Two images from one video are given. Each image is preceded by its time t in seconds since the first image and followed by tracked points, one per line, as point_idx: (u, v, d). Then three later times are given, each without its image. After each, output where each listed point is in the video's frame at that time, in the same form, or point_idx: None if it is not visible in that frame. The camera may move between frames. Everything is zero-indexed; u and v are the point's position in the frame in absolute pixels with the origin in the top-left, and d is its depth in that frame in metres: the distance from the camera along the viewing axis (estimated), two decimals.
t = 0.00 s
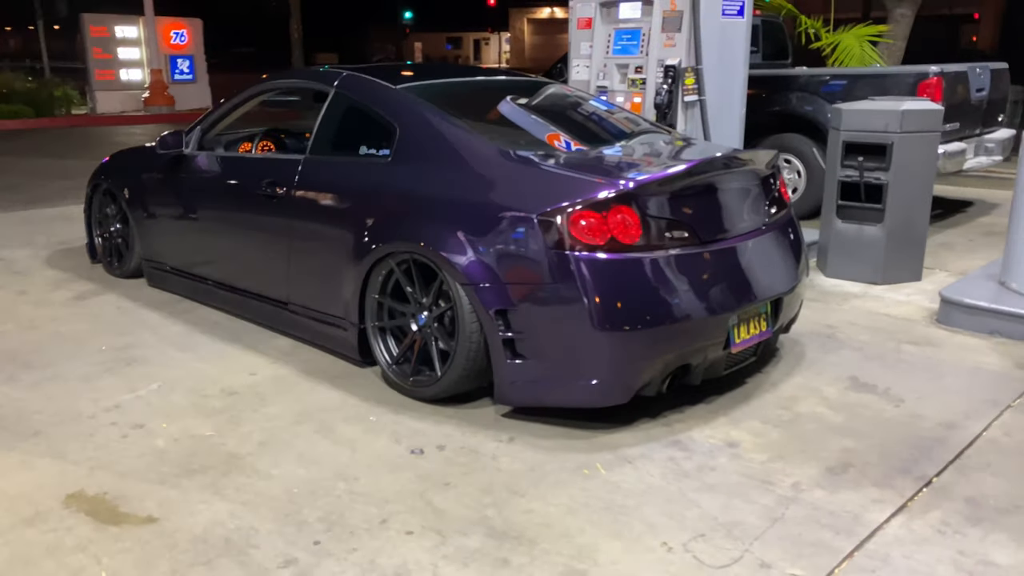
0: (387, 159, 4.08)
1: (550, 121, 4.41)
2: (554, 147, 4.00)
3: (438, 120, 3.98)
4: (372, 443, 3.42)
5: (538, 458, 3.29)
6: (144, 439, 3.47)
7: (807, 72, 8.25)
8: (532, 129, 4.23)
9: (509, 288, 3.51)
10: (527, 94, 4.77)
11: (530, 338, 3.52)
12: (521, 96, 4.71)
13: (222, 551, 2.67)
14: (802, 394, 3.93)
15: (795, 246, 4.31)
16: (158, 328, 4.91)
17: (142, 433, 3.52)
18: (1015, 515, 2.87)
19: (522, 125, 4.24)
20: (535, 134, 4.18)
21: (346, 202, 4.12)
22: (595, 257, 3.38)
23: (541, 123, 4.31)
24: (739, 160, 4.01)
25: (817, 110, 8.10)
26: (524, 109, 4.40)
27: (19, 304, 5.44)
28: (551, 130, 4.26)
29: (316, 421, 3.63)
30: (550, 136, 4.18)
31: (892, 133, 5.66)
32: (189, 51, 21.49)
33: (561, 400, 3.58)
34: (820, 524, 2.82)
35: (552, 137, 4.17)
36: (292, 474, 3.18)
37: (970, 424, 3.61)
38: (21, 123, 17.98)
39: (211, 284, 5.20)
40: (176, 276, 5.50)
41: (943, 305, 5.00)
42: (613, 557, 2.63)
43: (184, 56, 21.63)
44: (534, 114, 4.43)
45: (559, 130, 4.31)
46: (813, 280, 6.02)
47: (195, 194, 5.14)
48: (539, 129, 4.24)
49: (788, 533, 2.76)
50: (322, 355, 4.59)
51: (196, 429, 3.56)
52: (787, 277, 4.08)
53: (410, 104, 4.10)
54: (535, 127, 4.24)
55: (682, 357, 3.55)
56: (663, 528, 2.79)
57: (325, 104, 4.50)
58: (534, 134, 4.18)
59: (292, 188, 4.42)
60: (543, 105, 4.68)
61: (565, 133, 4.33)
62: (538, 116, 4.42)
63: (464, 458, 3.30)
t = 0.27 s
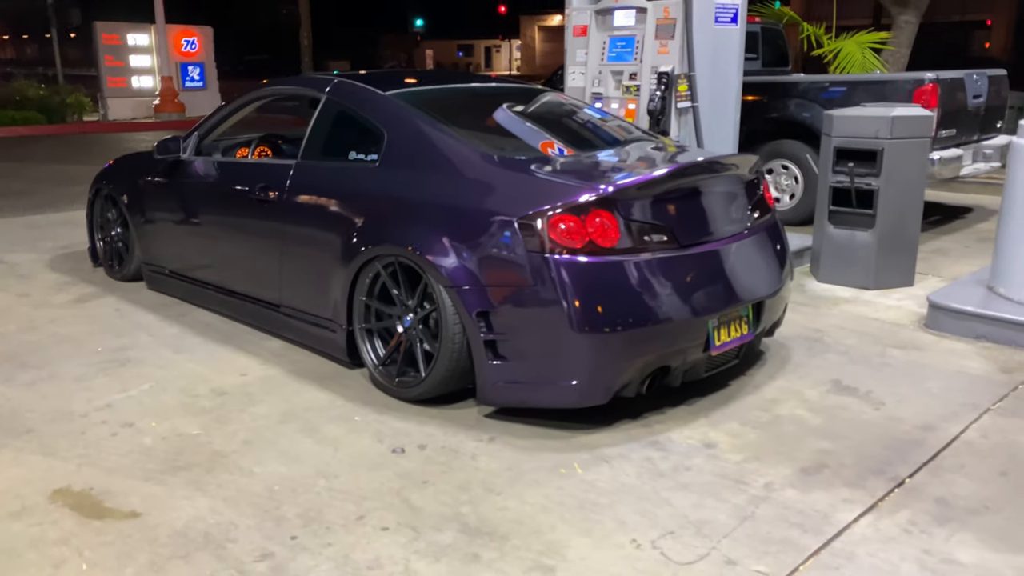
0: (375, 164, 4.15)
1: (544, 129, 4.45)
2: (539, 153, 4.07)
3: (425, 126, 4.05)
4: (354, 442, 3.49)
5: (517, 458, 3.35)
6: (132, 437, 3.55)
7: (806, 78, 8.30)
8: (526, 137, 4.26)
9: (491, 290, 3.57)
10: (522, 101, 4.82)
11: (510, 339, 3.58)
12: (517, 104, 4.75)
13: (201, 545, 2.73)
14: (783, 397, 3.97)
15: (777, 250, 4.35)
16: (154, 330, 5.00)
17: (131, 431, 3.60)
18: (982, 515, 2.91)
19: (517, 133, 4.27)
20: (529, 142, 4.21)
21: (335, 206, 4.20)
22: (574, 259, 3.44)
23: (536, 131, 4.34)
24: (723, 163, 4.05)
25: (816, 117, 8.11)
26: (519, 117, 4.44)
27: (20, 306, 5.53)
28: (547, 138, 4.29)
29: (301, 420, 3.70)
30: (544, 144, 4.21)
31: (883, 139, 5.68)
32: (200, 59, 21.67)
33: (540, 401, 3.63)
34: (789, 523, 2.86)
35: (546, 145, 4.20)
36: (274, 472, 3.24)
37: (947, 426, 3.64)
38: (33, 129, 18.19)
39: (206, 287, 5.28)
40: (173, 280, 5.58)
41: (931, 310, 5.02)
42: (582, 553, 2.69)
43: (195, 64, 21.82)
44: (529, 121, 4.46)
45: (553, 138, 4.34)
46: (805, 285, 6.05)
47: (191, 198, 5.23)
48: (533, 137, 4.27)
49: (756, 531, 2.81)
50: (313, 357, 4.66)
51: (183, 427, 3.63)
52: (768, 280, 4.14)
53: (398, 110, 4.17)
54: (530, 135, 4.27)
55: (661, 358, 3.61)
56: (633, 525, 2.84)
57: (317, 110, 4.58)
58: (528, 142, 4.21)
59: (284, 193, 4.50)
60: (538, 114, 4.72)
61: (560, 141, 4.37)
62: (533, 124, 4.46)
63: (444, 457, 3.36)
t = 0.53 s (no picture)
0: (367, 166, 4.19)
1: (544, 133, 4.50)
2: (529, 155, 4.10)
3: (416, 128, 4.09)
4: (342, 440, 3.52)
5: (502, 456, 3.37)
6: (124, 434, 3.59)
7: (811, 81, 8.24)
8: (526, 141, 4.31)
9: (478, 291, 3.60)
10: (521, 104, 4.85)
11: (497, 338, 3.61)
12: (517, 107, 4.79)
13: (185, 538, 2.77)
14: (772, 398, 3.97)
15: (768, 252, 4.37)
16: (152, 331, 5.06)
17: (124, 429, 3.65)
18: (963, 515, 2.91)
19: (517, 138, 4.33)
20: (528, 146, 4.26)
21: (327, 207, 4.24)
22: (560, 259, 3.46)
23: (536, 135, 4.39)
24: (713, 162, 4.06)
25: (819, 120, 8.09)
26: (518, 120, 4.49)
27: (23, 307, 5.61)
28: (546, 142, 4.35)
29: (291, 419, 3.74)
30: (543, 147, 4.27)
31: (881, 142, 5.67)
32: (212, 64, 21.84)
33: (527, 400, 3.66)
34: (768, 520, 2.87)
35: (545, 149, 4.25)
36: (262, 468, 3.29)
37: (934, 427, 3.64)
38: (46, 135, 18.37)
39: (205, 288, 5.34)
40: (174, 281, 5.65)
41: (927, 312, 5.00)
42: (560, 548, 2.71)
43: (207, 70, 22.00)
44: (529, 125, 4.51)
45: (552, 142, 4.39)
46: (803, 287, 6.04)
47: (189, 200, 5.30)
48: (533, 141, 4.32)
49: (735, 528, 2.82)
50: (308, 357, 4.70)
51: (175, 425, 3.68)
52: (757, 280, 4.15)
53: (390, 112, 4.22)
54: (529, 139, 4.32)
55: (647, 358, 3.63)
56: (613, 522, 2.86)
57: (312, 113, 4.64)
58: (527, 147, 4.27)
59: (279, 195, 4.55)
60: (538, 117, 4.77)
61: (559, 145, 4.41)
62: (532, 127, 4.51)
63: (430, 455, 3.39)
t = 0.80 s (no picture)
0: (364, 166, 4.28)
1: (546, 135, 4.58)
2: (523, 155, 4.17)
3: (412, 128, 4.17)
4: (334, 433, 3.61)
5: (489, 448, 3.44)
6: (124, 425, 3.70)
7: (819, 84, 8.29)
8: (527, 143, 4.39)
9: (468, 287, 3.66)
10: (527, 107, 4.93)
11: (486, 334, 3.67)
12: (521, 110, 4.86)
13: (176, 524, 2.86)
14: (760, 395, 4.02)
15: (760, 253, 4.42)
16: (157, 328, 5.17)
17: (124, 420, 3.75)
18: (939, 508, 2.95)
19: (518, 140, 4.41)
20: (529, 149, 4.34)
21: (326, 206, 4.33)
22: (547, 257, 3.53)
23: (537, 138, 4.47)
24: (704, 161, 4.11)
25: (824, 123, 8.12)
26: (521, 123, 4.57)
27: (34, 305, 5.75)
28: (548, 145, 4.43)
29: (287, 412, 3.83)
30: (543, 150, 4.34)
31: (879, 144, 5.70)
32: (228, 70, 22.06)
33: (515, 395, 3.72)
34: (745, 512, 2.93)
35: (545, 151, 4.33)
36: (255, 459, 3.37)
37: (920, 424, 3.68)
38: (65, 139, 18.66)
39: (210, 287, 5.45)
40: (180, 280, 5.76)
41: (921, 313, 5.02)
42: (539, 536, 2.78)
43: (223, 75, 22.26)
44: (532, 128, 4.59)
45: (553, 145, 4.47)
46: (803, 289, 6.07)
47: (195, 200, 5.41)
48: (533, 144, 4.40)
49: (711, 519, 2.88)
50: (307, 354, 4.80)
51: (174, 417, 3.78)
52: (748, 279, 4.20)
53: (387, 113, 4.31)
54: (531, 142, 4.40)
55: (634, 354, 3.69)
56: (592, 512, 2.93)
57: (313, 115, 4.74)
58: (528, 149, 4.35)
59: (279, 195, 4.65)
60: (540, 119, 4.84)
61: (560, 148, 4.49)
62: (534, 130, 4.58)
63: (419, 447, 3.46)
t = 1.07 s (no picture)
0: (359, 168, 4.32)
1: (549, 141, 4.60)
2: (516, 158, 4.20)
3: (406, 131, 4.21)
4: (325, 432, 3.64)
5: (477, 448, 3.47)
6: (119, 423, 3.75)
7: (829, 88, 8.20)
8: (529, 148, 4.42)
9: (457, 288, 3.69)
10: (528, 111, 4.94)
11: (476, 335, 3.69)
12: (522, 114, 4.87)
13: (162, 519, 2.90)
14: (752, 397, 4.02)
15: (755, 257, 4.43)
16: (159, 328, 5.24)
17: (119, 418, 3.81)
18: (922, 510, 2.94)
19: (520, 145, 4.44)
20: (531, 153, 4.36)
21: (321, 208, 4.38)
22: (536, 258, 3.55)
23: (539, 143, 4.50)
24: (698, 164, 4.11)
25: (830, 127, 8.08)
26: (523, 128, 4.59)
27: (40, 305, 5.84)
28: (551, 150, 4.45)
29: (279, 411, 3.87)
30: (544, 153, 4.37)
31: (879, 147, 5.69)
32: (243, 74, 22.20)
33: (504, 395, 3.74)
34: (726, 513, 2.93)
35: (546, 155, 4.35)
36: (245, 456, 3.41)
37: (910, 427, 3.66)
38: (81, 143, 18.86)
39: (211, 288, 5.51)
40: (183, 281, 5.83)
41: (920, 317, 4.99)
42: (519, 535, 2.80)
43: (239, 80, 22.45)
44: (536, 134, 4.62)
45: (555, 149, 4.49)
46: (804, 292, 6.05)
47: (197, 203, 5.47)
48: (535, 148, 4.43)
49: (692, 519, 2.89)
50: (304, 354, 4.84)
51: (168, 416, 3.83)
52: (740, 282, 4.21)
53: (383, 116, 4.35)
54: (533, 147, 4.43)
55: (623, 356, 3.71)
56: (573, 511, 2.94)
57: (311, 118, 4.78)
58: (530, 154, 4.37)
59: (278, 197, 4.70)
60: (543, 124, 4.86)
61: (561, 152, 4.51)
62: (536, 135, 4.61)
63: (407, 446, 3.49)
